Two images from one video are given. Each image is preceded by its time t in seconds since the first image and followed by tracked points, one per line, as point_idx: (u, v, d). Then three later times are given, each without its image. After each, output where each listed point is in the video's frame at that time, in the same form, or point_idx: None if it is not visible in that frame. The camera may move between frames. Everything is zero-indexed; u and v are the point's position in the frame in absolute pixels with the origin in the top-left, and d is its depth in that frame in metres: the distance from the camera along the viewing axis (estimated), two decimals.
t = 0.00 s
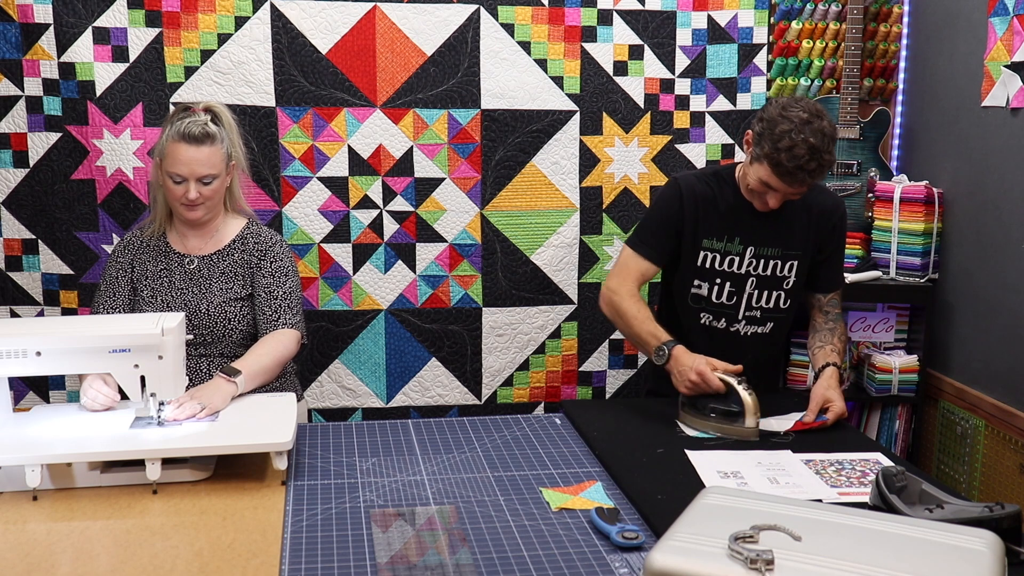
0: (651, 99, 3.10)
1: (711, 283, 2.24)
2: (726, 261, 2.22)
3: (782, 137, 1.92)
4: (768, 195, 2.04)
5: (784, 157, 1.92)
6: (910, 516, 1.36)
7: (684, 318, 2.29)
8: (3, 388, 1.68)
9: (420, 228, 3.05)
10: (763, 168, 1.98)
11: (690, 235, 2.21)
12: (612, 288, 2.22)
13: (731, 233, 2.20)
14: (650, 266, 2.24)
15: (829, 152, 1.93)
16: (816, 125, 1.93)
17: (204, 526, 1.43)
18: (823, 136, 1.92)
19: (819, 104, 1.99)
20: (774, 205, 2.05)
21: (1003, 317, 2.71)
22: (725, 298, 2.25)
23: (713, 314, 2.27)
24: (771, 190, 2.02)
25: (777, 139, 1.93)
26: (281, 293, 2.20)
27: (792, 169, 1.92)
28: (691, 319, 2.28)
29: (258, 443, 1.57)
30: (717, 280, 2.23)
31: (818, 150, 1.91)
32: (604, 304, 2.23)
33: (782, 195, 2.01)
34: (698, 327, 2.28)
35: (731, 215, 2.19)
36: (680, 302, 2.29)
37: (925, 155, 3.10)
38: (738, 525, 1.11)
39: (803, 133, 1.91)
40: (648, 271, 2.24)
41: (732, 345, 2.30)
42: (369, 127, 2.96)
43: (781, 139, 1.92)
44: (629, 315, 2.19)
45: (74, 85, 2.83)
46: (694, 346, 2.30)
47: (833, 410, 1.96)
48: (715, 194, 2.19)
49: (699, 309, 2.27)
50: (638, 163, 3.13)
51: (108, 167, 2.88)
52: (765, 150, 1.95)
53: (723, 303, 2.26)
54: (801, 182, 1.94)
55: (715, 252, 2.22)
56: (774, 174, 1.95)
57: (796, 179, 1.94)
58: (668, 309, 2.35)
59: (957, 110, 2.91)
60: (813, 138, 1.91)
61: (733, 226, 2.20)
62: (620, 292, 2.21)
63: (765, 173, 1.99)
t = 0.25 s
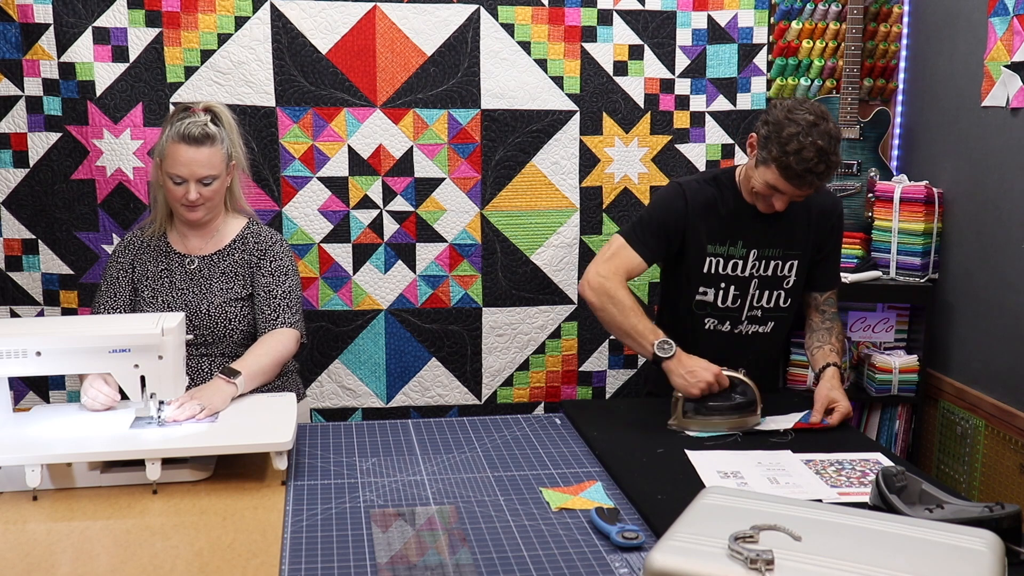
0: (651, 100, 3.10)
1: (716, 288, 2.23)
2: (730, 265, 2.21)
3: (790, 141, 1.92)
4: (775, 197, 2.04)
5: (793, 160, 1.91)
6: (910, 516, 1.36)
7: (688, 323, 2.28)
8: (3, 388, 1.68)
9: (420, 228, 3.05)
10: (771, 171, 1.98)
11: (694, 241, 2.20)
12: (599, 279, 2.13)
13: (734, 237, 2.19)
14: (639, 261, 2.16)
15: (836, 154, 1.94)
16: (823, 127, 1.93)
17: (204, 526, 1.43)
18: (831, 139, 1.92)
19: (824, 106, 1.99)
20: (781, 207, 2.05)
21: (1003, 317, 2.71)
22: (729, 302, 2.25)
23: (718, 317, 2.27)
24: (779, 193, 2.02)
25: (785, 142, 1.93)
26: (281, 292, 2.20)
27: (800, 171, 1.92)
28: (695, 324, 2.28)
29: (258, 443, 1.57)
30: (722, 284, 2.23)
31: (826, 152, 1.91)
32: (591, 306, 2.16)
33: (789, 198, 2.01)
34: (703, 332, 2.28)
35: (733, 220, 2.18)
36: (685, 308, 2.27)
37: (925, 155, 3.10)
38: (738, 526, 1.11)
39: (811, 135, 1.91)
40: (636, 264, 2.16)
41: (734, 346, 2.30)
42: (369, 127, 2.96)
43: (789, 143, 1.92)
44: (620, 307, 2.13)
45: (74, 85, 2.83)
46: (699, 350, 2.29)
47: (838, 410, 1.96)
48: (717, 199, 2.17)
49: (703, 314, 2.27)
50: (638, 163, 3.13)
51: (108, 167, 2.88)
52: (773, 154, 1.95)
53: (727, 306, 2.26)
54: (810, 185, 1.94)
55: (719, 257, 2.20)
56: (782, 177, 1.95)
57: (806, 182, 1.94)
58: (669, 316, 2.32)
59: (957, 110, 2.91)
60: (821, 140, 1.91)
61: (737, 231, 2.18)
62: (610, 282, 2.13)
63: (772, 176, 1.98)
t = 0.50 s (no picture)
0: (651, 100, 3.10)
1: (717, 293, 2.23)
2: (731, 268, 2.21)
3: (791, 144, 1.92)
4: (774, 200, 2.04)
5: (794, 163, 1.91)
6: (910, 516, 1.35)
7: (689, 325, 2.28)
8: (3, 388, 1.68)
9: (420, 228, 3.05)
10: (770, 175, 1.98)
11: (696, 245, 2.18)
12: (607, 286, 2.09)
13: (735, 240, 2.19)
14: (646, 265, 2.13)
15: (836, 156, 1.94)
16: (823, 130, 1.93)
17: (204, 526, 1.43)
18: (831, 142, 1.92)
19: (822, 108, 1.99)
20: (780, 210, 2.05)
21: (1003, 317, 2.71)
22: (730, 305, 2.25)
23: (719, 321, 2.27)
24: (778, 195, 2.02)
25: (785, 145, 1.92)
26: (284, 294, 2.19)
27: (801, 174, 1.92)
28: (696, 328, 2.27)
29: (258, 443, 1.57)
30: (723, 288, 2.23)
31: (826, 155, 1.91)
32: (604, 312, 2.12)
33: (788, 200, 2.01)
34: (704, 335, 2.28)
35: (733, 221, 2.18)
36: (686, 312, 2.27)
37: (925, 155, 3.10)
38: (738, 525, 1.11)
39: (812, 139, 1.91)
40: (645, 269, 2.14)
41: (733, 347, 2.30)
42: (369, 127, 2.96)
43: (790, 146, 1.92)
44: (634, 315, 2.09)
45: (74, 85, 2.83)
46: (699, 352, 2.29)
47: (838, 411, 1.96)
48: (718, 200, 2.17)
49: (705, 317, 2.26)
50: (638, 163, 3.13)
51: (108, 167, 2.88)
52: (773, 157, 1.95)
53: (728, 309, 2.26)
54: (810, 187, 1.95)
55: (721, 261, 2.20)
56: (782, 180, 1.95)
57: (806, 185, 1.94)
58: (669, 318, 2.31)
59: (957, 110, 2.91)
60: (822, 143, 1.91)
61: (737, 232, 2.18)
62: (622, 287, 2.09)
63: (772, 179, 1.98)
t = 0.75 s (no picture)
0: (651, 100, 3.10)
1: (715, 288, 2.23)
2: (730, 265, 2.21)
3: (793, 142, 1.92)
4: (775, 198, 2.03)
5: (796, 162, 1.91)
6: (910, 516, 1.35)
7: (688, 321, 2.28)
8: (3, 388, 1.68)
9: (420, 228, 3.05)
10: (772, 173, 1.98)
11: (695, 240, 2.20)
12: (608, 289, 2.15)
13: (734, 237, 2.19)
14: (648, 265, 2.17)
15: (838, 155, 1.94)
16: (825, 128, 1.93)
17: (204, 526, 1.43)
18: (833, 140, 1.93)
19: (824, 107, 1.99)
20: (782, 208, 2.05)
21: (1003, 317, 2.71)
22: (729, 302, 2.25)
23: (718, 319, 2.26)
24: (779, 193, 2.01)
25: (788, 143, 1.92)
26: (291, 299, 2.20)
27: (803, 173, 1.92)
28: (695, 325, 2.27)
29: (258, 443, 1.57)
30: (721, 284, 2.23)
31: (829, 153, 1.91)
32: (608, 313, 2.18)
33: (790, 198, 2.01)
34: (703, 332, 2.27)
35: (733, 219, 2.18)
36: (684, 308, 2.27)
37: (925, 155, 3.10)
38: (738, 526, 1.11)
39: (815, 137, 1.91)
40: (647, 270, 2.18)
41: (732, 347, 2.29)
42: (369, 127, 2.96)
43: (792, 144, 1.92)
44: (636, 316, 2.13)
45: (74, 85, 2.83)
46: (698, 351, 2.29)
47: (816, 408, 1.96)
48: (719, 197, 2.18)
49: (703, 314, 2.26)
50: (638, 163, 3.13)
51: (108, 167, 2.88)
52: (775, 155, 1.95)
53: (727, 307, 2.26)
54: (812, 185, 1.95)
55: (720, 257, 2.20)
56: (784, 177, 1.95)
57: (808, 183, 1.94)
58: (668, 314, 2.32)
59: (957, 110, 2.91)
60: (824, 142, 1.91)
61: (737, 230, 2.19)
62: (618, 291, 2.14)
63: (774, 177, 1.98)
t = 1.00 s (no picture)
0: (651, 100, 3.10)
1: (714, 286, 2.23)
2: (729, 264, 2.21)
3: (794, 142, 1.92)
4: (775, 199, 2.03)
5: (796, 162, 1.91)
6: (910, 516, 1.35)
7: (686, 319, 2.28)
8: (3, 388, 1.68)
9: (420, 228, 3.05)
10: (772, 173, 1.98)
11: (694, 237, 2.21)
12: (625, 298, 2.25)
13: (734, 236, 2.20)
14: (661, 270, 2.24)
15: (839, 157, 1.94)
16: (827, 130, 1.93)
17: (204, 526, 1.43)
18: (834, 142, 1.93)
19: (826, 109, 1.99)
20: (783, 210, 2.04)
21: (1003, 317, 2.71)
22: (727, 302, 2.25)
23: (716, 317, 2.26)
24: (779, 194, 2.01)
25: (789, 143, 1.93)
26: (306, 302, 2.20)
27: (803, 173, 1.92)
28: (693, 322, 2.28)
29: (258, 443, 1.57)
30: (719, 283, 2.23)
31: (830, 154, 1.91)
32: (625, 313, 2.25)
33: (790, 200, 2.01)
34: (700, 329, 2.28)
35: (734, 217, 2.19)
36: (683, 305, 2.28)
37: (925, 155, 3.10)
38: (738, 526, 1.11)
39: (816, 138, 1.91)
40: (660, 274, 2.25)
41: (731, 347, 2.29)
42: (369, 127, 2.96)
43: (793, 145, 1.92)
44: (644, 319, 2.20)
45: (74, 85, 2.83)
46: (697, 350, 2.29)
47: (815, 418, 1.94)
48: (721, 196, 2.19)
49: (702, 312, 2.26)
50: (638, 163, 3.13)
51: (108, 167, 2.88)
52: (776, 155, 1.95)
53: (726, 306, 2.25)
54: (812, 187, 1.94)
55: (719, 255, 2.21)
56: (783, 178, 1.95)
57: (808, 184, 1.93)
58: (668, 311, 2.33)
59: (957, 110, 2.91)
60: (825, 143, 1.91)
61: (737, 229, 2.19)
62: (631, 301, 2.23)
63: (774, 178, 1.98)
